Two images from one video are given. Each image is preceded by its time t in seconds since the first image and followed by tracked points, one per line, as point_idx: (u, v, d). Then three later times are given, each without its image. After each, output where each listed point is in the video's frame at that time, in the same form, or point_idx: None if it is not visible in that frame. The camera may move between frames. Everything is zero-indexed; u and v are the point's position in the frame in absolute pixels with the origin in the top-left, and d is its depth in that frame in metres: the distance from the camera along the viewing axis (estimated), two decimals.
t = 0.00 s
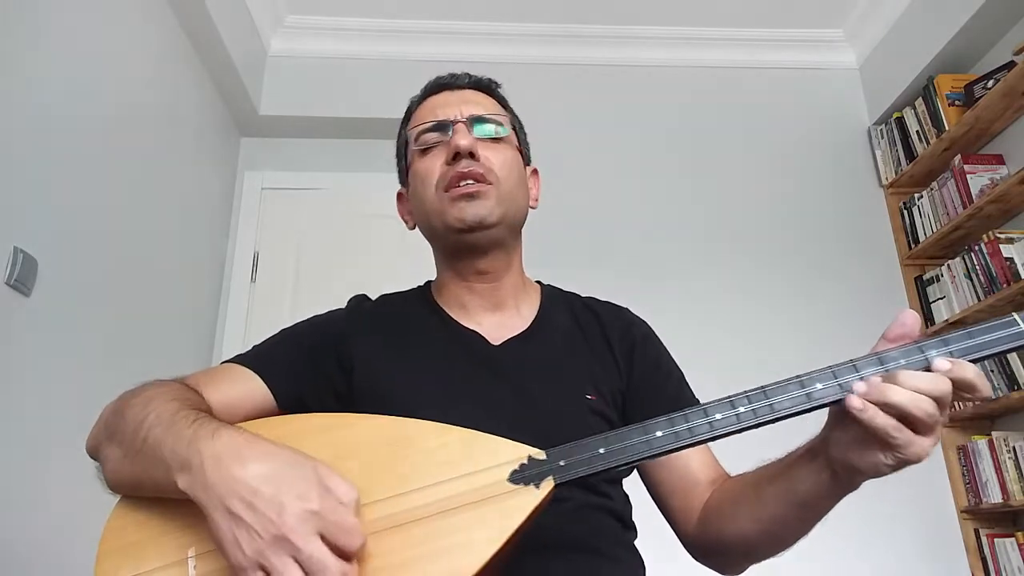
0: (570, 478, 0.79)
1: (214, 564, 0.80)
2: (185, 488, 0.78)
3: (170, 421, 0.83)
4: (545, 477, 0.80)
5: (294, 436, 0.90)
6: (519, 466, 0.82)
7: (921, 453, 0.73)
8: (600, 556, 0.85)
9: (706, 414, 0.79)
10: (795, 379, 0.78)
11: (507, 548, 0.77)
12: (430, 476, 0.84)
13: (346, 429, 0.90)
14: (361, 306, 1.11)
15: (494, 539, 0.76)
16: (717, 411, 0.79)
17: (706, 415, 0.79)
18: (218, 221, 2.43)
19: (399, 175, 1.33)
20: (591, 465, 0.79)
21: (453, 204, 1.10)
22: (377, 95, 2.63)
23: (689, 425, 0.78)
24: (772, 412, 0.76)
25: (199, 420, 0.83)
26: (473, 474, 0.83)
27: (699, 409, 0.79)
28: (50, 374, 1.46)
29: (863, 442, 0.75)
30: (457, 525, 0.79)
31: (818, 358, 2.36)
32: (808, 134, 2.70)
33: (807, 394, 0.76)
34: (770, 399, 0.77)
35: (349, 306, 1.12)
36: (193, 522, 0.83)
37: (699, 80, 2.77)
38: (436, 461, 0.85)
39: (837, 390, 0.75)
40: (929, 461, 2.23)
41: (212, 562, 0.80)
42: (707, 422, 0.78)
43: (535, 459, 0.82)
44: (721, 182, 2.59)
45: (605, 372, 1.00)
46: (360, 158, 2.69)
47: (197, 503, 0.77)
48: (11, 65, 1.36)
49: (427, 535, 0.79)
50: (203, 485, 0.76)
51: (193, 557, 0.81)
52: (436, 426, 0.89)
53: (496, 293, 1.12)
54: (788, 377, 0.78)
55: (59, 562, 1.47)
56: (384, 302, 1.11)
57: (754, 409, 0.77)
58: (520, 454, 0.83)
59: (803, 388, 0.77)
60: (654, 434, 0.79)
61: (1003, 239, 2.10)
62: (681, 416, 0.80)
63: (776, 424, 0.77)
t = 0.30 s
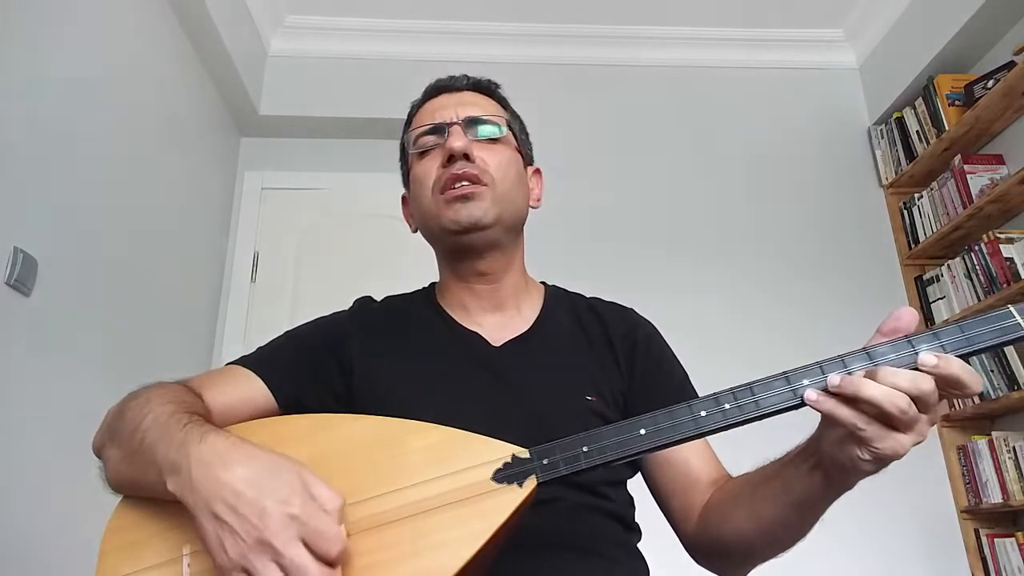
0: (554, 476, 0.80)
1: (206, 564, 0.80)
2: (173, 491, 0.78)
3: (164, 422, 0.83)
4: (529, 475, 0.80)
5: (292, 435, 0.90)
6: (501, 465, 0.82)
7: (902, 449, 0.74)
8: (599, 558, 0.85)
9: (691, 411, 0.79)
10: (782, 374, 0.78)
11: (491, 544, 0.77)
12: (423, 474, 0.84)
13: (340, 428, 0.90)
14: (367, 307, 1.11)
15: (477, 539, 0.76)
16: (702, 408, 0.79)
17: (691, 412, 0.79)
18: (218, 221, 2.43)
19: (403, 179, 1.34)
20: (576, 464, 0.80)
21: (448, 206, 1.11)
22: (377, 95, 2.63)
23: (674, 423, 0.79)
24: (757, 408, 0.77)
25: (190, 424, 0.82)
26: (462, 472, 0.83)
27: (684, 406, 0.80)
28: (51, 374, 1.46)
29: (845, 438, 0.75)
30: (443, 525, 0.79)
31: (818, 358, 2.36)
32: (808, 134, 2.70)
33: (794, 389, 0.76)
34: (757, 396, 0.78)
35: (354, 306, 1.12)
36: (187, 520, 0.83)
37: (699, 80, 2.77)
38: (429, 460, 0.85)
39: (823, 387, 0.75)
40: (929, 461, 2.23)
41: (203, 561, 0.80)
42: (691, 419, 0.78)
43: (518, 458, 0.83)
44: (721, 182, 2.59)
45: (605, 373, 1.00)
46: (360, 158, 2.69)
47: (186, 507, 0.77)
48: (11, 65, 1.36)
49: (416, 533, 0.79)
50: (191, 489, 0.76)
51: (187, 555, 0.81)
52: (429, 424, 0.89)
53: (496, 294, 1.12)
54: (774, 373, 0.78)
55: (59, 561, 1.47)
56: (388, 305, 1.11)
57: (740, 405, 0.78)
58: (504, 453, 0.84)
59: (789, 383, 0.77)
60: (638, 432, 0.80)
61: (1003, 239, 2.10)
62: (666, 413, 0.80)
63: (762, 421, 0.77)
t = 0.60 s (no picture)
0: (564, 480, 0.79)
1: (210, 561, 0.79)
2: (178, 489, 0.77)
3: (169, 419, 0.83)
4: (538, 478, 0.80)
5: (295, 434, 0.89)
6: (513, 466, 0.82)
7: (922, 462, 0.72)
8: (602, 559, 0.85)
9: (701, 417, 0.79)
10: (794, 383, 0.78)
11: (501, 542, 0.76)
12: (429, 475, 0.84)
13: (343, 428, 0.90)
14: (373, 303, 1.11)
15: (488, 538, 0.75)
16: (713, 414, 0.78)
17: (701, 418, 0.79)
18: (218, 221, 2.43)
19: (413, 173, 1.33)
20: (586, 467, 0.79)
21: (459, 205, 1.11)
22: (378, 95, 2.62)
23: (685, 429, 0.78)
24: (769, 415, 0.76)
25: (196, 421, 0.82)
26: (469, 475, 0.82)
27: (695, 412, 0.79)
28: (51, 374, 1.45)
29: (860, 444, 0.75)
30: (450, 527, 0.78)
31: (818, 357, 2.36)
32: (808, 134, 2.70)
33: (805, 399, 0.76)
34: (768, 403, 0.77)
35: (361, 303, 1.12)
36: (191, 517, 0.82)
37: (699, 80, 2.77)
38: (435, 462, 0.85)
39: (837, 395, 0.74)
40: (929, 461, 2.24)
41: (207, 558, 0.79)
42: (701, 425, 0.78)
43: (528, 460, 0.82)
44: (722, 181, 2.59)
45: (611, 375, 0.99)
46: (359, 158, 2.68)
47: (191, 504, 0.77)
48: (11, 65, 1.36)
49: (420, 535, 0.78)
50: (196, 487, 0.76)
51: (191, 552, 0.80)
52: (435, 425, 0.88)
53: (504, 295, 1.12)
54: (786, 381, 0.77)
55: (59, 563, 1.46)
56: (394, 301, 1.11)
57: (751, 413, 0.77)
58: (511, 457, 0.83)
59: (801, 392, 0.76)
60: (648, 437, 0.79)
61: (1003, 239, 2.10)
62: (677, 419, 0.80)
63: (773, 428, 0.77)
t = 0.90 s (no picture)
0: (575, 484, 0.79)
1: (216, 559, 0.79)
2: (185, 486, 0.77)
3: (175, 416, 0.82)
4: (548, 482, 0.79)
5: (300, 432, 0.88)
6: (523, 469, 0.81)
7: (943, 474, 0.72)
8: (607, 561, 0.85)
9: (714, 424, 0.79)
10: (807, 392, 0.78)
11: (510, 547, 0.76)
12: (435, 475, 0.83)
13: (348, 427, 0.89)
14: (380, 298, 1.10)
15: (496, 541, 0.75)
16: (726, 422, 0.79)
17: (715, 425, 0.79)
18: (218, 221, 2.42)
19: (426, 165, 1.33)
20: (597, 472, 0.79)
21: (474, 202, 1.10)
22: (377, 95, 2.62)
23: (697, 436, 0.79)
24: (782, 424, 0.77)
25: (203, 417, 0.81)
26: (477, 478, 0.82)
27: (708, 419, 0.79)
28: (50, 375, 1.45)
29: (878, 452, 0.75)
30: (458, 529, 0.78)
31: (819, 357, 2.36)
32: (808, 134, 2.70)
33: (820, 409, 0.76)
34: (782, 412, 0.78)
35: (368, 298, 1.11)
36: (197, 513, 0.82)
37: (699, 80, 2.77)
38: (443, 463, 0.84)
39: (852, 404, 0.75)
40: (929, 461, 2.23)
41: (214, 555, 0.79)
42: (715, 432, 0.78)
43: (538, 464, 0.81)
44: (722, 181, 2.59)
45: (619, 378, 0.99)
46: (359, 158, 2.67)
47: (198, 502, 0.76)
48: (10, 64, 1.35)
49: (424, 537, 0.77)
50: (203, 484, 0.75)
51: (198, 548, 0.80)
52: (443, 426, 0.87)
53: (515, 294, 1.11)
54: (801, 390, 0.78)
55: (59, 564, 1.46)
56: (403, 297, 1.10)
57: (765, 422, 0.78)
58: (519, 460, 0.82)
59: (816, 401, 0.77)
60: (660, 443, 0.79)
61: (1003, 239, 2.10)
62: (689, 426, 0.80)
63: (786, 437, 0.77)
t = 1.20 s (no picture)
0: (580, 492, 0.78)
1: (218, 555, 0.79)
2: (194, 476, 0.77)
3: (185, 408, 0.82)
4: (552, 489, 0.79)
5: (307, 430, 0.88)
6: (527, 474, 0.81)
7: (950, 494, 0.75)
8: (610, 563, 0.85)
9: (723, 435, 0.78)
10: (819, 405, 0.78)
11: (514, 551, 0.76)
12: (441, 477, 0.83)
13: (355, 426, 0.89)
14: (385, 296, 1.10)
15: (499, 546, 0.75)
16: (735, 433, 0.78)
17: (723, 436, 0.78)
18: (218, 220, 2.42)
19: (436, 159, 1.32)
20: (603, 480, 0.78)
21: (485, 200, 1.10)
22: (377, 95, 2.62)
23: (704, 446, 0.78)
24: (793, 438, 0.76)
25: (216, 411, 0.81)
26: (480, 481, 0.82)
27: (717, 430, 0.78)
28: (50, 375, 1.44)
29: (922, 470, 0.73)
30: (461, 532, 0.78)
31: (819, 357, 2.36)
32: (808, 133, 2.70)
33: (832, 422, 0.76)
34: (793, 425, 0.77)
35: (373, 295, 1.11)
36: (201, 509, 0.82)
37: (699, 80, 2.77)
38: (447, 464, 0.84)
39: (865, 418, 0.75)
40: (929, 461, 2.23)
41: (216, 551, 0.79)
42: (723, 444, 0.77)
43: (543, 470, 0.81)
44: (722, 181, 2.59)
45: (622, 380, 0.99)
46: (358, 158, 2.67)
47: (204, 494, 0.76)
48: (10, 64, 1.35)
49: (428, 539, 0.77)
50: (214, 473, 0.75)
51: (200, 544, 0.80)
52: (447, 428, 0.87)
53: (519, 294, 1.11)
54: (813, 403, 0.77)
55: (60, 564, 1.46)
56: (407, 295, 1.10)
57: (775, 433, 0.77)
58: (525, 465, 0.82)
59: (828, 414, 0.76)
60: (667, 452, 0.78)
61: (1003, 239, 2.10)
62: (697, 436, 0.79)
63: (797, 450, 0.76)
